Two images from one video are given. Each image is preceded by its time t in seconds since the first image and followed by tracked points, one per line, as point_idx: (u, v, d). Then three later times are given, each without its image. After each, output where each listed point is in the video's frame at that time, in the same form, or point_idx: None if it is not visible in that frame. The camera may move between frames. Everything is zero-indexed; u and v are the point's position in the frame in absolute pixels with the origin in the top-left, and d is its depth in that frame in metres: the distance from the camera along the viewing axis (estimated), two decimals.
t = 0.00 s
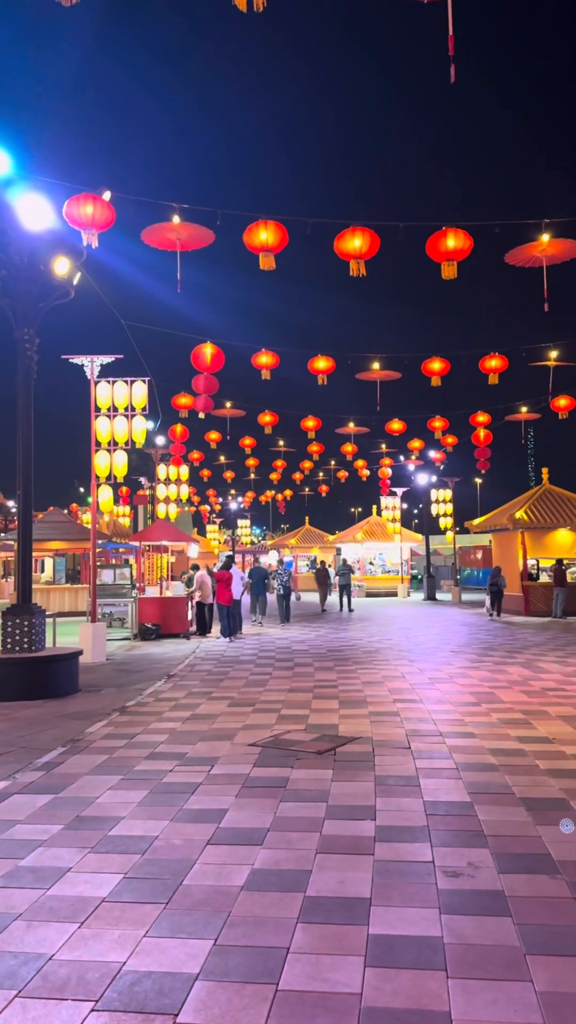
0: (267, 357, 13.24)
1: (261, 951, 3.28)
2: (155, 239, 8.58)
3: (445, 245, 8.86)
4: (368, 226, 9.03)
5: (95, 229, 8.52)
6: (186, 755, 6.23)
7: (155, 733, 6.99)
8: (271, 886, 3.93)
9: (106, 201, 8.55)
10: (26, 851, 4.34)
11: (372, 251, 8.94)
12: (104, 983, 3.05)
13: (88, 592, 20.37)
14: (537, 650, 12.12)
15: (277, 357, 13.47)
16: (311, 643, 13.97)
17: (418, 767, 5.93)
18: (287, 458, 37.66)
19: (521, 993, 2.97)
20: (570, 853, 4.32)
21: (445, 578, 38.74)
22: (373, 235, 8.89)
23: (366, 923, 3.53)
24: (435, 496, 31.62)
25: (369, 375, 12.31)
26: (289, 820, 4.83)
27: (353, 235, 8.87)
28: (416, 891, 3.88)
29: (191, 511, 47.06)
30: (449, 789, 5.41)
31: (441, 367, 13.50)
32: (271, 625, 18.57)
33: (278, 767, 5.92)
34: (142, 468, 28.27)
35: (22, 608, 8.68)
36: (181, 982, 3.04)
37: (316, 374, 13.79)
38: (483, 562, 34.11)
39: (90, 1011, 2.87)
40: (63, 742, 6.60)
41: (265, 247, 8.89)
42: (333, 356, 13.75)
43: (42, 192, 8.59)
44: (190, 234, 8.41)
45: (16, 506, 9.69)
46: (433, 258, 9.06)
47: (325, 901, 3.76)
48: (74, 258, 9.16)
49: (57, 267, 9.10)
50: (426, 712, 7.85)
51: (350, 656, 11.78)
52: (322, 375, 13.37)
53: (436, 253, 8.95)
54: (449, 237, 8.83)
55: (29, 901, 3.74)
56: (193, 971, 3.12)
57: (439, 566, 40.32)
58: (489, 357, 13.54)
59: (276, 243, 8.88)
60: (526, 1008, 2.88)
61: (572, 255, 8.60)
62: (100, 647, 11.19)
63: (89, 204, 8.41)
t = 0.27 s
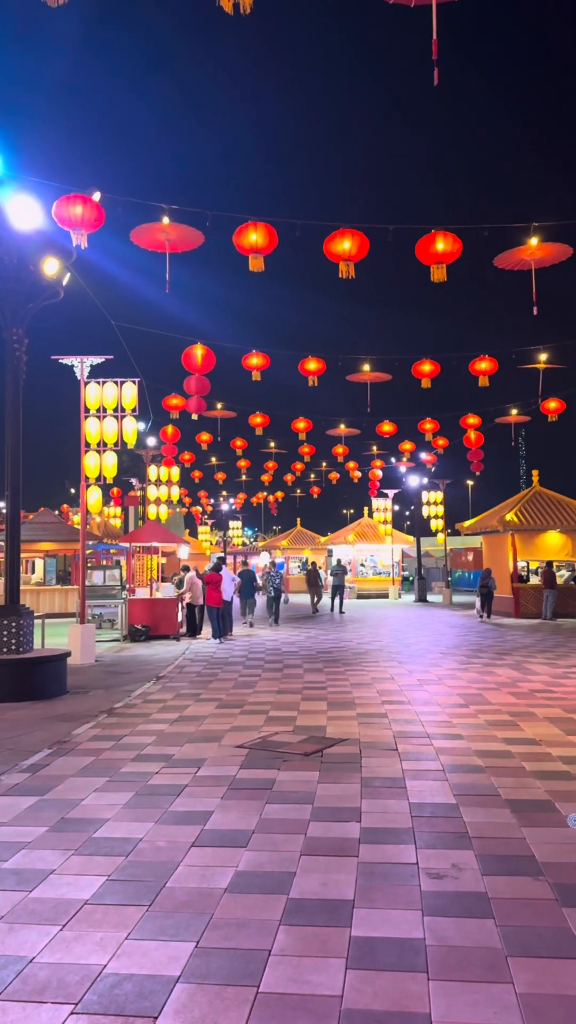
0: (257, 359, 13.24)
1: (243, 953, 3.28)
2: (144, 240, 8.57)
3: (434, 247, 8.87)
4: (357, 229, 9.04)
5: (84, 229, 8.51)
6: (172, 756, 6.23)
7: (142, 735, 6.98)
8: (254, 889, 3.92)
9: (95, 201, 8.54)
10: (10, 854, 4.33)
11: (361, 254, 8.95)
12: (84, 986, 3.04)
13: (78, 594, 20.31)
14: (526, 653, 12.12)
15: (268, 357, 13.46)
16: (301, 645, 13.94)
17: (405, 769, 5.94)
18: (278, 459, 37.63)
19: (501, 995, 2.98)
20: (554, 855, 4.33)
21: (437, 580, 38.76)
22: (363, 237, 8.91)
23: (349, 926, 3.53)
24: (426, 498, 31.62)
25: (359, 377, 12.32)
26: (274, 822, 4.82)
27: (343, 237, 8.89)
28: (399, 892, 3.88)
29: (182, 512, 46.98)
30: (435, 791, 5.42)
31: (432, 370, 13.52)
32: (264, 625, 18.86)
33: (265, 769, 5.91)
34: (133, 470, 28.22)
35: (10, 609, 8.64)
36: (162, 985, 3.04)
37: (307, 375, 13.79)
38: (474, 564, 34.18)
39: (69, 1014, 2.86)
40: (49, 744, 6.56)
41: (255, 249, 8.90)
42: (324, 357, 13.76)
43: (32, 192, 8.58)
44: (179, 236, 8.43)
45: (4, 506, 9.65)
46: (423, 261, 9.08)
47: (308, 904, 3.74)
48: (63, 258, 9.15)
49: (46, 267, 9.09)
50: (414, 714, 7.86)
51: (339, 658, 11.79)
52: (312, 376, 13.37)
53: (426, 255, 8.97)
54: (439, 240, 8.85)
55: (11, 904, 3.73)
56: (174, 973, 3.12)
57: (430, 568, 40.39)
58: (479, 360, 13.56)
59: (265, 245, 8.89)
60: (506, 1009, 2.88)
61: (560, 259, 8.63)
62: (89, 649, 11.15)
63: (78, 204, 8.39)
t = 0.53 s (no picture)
0: (248, 360, 13.23)
1: (226, 956, 3.27)
2: (135, 242, 8.57)
3: (424, 250, 8.89)
4: (347, 231, 9.06)
5: (74, 229, 8.49)
6: (160, 758, 6.22)
7: (131, 737, 6.97)
8: (239, 891, 3.91)
9: (86, 202, 8.52)
10: None
11: (351, 256, 8.96)
12: (66, 989, 3.04)
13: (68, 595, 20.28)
14: (515, 655, 12.16)
15: (259, 359, 13.46)
16: (292, 647, 13.96)
17: (392, 770, 5.95)
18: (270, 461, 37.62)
19: (484, 998, 2.98)
20: (539, 856, 4.34)
21: (428, 582, 38.82)
22: (353, 239, 8.92)
23: (333, 928, 3.53)
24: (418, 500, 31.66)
25: (351, 379, 12.34)
26: (261, 825, 4.82)
27: (333, 240, 8.90)
28: (384, 894, 3.88)
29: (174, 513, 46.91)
30: (422, 793, 5.43)
31: (422, 372, 13.54)
32: (253, 625, 19.05)
33: (252, 771, 5.91)
34: (123, 471, 28.18)
35: None
36: (144, 988, 3.03)
37: (298, 377, 13.79)
38: (465, 566, 34.25)
39: (50, 1017, 2.85)
40: (37, 746, 6.55)
41: (245, 251, 8.91)
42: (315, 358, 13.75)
43: (21, 192, 8.54)
44: (170, 238, 8.44)
45: None
46: (413, 263, 9.09)
47: (292, 906, 3.74)
48: (54, 258, 9.11)
49: (36, 268, 9.05)
50: (403, 715, 7.87)
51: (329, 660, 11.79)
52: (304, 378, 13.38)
53: (416, 258, 8.99)
54: (428, 243, 8.87)
55: None
56: (157, 976, 3.11)
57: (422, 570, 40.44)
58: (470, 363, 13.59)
59: (256, 247, 8.90)
60: (488, 1012, 2.89)
61: (548, 262, 8.67)
62: (79, 650, 11.13)
63: (68, 204, 8.38)
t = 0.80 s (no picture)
0: (240, 360, 13.24)
1: (211, 958, 3.27)
2: (126, 243, 8.57)
3: (415, 253, 8.91)
4: (338, 232, 9.07)
5: (65, 229, 8.47)
6: (148, 760, 6.21)
7: (119, 739, 6.94)
8: (225, 893, 3.91)
9: (77, 202, 8.53)
10: None
11: (342, 258, 8.97)
12: (49, 991, 3.03)
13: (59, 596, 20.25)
14: (505, 656, 12.21)
15: (251, 360, 13.47)
16: (283, 648, 13.98)
17: (380, 772, 5.95)
18: (262, 462, 37.61)
19: (467, 1000, 2.98)
20: (525, 858, 4.35)
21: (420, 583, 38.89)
22: (344, 241, 8.93)
23: (317, 930, 3.53)
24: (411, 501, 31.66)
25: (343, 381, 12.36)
26: (248, 826, 4.82)
27: (323, 242, 8.91)
28: (370, 897, 3.88)
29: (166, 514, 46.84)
30: (409, 794, 5.44)
31: (414, 374, 13.56)
32: (244, 625, 19.32)
33: (241, 773, 5.91)
34: (116, 472, 28.14)
35: None
36: (127, 991, 3.02)
37: (289, 378, 13.80)
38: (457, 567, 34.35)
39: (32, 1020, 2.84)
40: (25, 747, 6.54)
41: (236, 251, 8.90)
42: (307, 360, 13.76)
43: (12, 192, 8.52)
44: (161, 238, 8.42)
45: None
46: (404, 265, 9.11)
47: (277, 908, 3.74)
48: (44, 258, 9.11)
49: (27, 268, 9.04)
50: (393, 716, 7.88)
51: (320, 662, 11.79)
52: (295, 380, 13.39)
53: (406, 260, 9.01)
54: (419, 245, 8.88)
55: None
56: (141, 979, 3.11)
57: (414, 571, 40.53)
58: (461, 364, 13.62)
59: (247, 247, 8.90)
60: (470, 1013, 2.89)
61: (538, 265, 8.70)
62: (69, 652, 11.10)
63: (59, 204, 8.37)
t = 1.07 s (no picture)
0: (232, 360, 13.23)
1: (196, 961, 3.26)
2: (118, 243, 8.55)
3: (406, 254, 8.91)
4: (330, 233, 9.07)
5: (56, 229, 8.45)
6: (137, 762, 6.19)
7: (108, 740, 6.91)
8: (211, 896, 3.90)
9: (68, 203, 8.52)
10: None
11: (334, 259, 8.97)
12: (33, 995, 3.01)
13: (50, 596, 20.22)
14: (496, 657, 12.24)
15: (243, 361, 13.46)
16: (274, 649, 14.00)
17: (370, 774, 5.95)
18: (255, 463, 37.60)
19: (452, 1003, 2.98)
20: (512, 859, 4.35)
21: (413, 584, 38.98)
22: (335, 242, 8.93)
23: (304, 932, 3.52)
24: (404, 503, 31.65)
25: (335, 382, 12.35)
26: (236, 828, 4.81)
27: (315, 243, 8.90)
28: (357, 899, 3.87)
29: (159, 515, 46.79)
30: (399, 796, 5.44)
31: (406, 375, 13.58)
32: (234, 625, 19.55)
33: (230, 774, 5.90)
34: (108, 472, 28.10)
35: None
36: (111, 995, 3.01)
37: (282, 379, 13.80)
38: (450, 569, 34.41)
39: None
40: (14, 749, 6.52)
41: (228, 252, 8.90)
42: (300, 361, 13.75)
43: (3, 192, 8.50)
44: (153, 238, 8.39)
45: None
46: (395, 267, 9.11)
47: (264, 911, 3.73)
48: (35, 258, 9.09)
49: (18, 268, 9.01)
50: (383, 718, 7.89)
51: (311, 663, 11.81)
52: (288, 381, 13.38)
53: (398, 262, 9.01)
54: (411, 246, 8.89)
55: None
56: (125, 982, 3.10)
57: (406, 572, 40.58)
58: (453, 366, 13.64)
59: (239, 248, 8.89)
60: (455, 1017, 2.89)
61: (529, 267, 8.71)
62: (60, 653, 11.07)
63: (50, 205, 8.35)
